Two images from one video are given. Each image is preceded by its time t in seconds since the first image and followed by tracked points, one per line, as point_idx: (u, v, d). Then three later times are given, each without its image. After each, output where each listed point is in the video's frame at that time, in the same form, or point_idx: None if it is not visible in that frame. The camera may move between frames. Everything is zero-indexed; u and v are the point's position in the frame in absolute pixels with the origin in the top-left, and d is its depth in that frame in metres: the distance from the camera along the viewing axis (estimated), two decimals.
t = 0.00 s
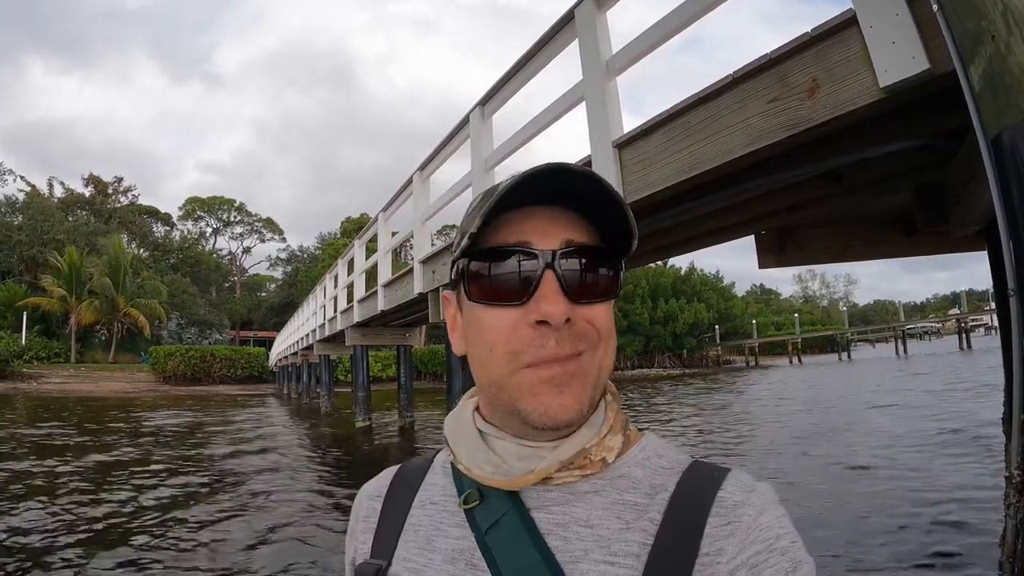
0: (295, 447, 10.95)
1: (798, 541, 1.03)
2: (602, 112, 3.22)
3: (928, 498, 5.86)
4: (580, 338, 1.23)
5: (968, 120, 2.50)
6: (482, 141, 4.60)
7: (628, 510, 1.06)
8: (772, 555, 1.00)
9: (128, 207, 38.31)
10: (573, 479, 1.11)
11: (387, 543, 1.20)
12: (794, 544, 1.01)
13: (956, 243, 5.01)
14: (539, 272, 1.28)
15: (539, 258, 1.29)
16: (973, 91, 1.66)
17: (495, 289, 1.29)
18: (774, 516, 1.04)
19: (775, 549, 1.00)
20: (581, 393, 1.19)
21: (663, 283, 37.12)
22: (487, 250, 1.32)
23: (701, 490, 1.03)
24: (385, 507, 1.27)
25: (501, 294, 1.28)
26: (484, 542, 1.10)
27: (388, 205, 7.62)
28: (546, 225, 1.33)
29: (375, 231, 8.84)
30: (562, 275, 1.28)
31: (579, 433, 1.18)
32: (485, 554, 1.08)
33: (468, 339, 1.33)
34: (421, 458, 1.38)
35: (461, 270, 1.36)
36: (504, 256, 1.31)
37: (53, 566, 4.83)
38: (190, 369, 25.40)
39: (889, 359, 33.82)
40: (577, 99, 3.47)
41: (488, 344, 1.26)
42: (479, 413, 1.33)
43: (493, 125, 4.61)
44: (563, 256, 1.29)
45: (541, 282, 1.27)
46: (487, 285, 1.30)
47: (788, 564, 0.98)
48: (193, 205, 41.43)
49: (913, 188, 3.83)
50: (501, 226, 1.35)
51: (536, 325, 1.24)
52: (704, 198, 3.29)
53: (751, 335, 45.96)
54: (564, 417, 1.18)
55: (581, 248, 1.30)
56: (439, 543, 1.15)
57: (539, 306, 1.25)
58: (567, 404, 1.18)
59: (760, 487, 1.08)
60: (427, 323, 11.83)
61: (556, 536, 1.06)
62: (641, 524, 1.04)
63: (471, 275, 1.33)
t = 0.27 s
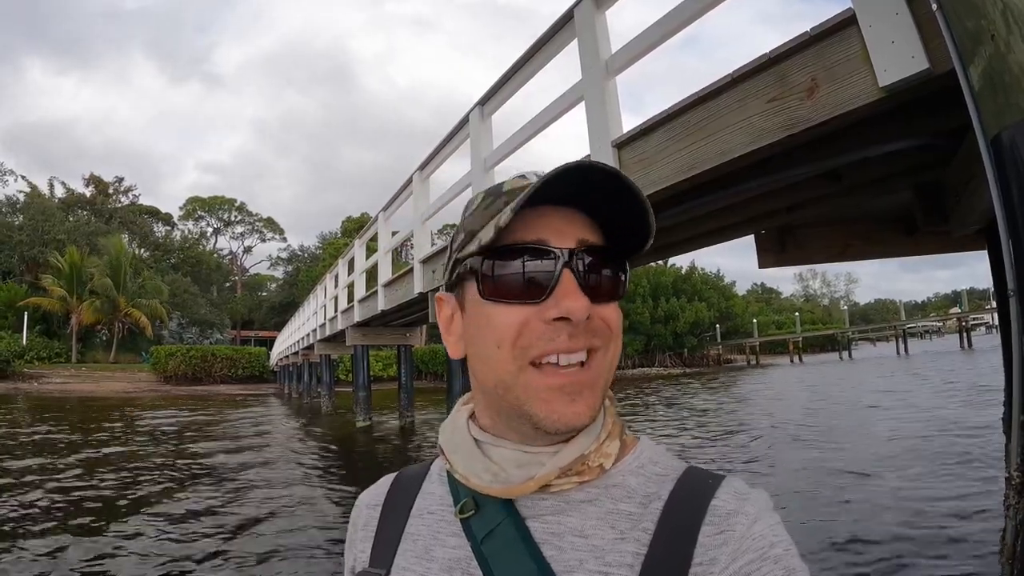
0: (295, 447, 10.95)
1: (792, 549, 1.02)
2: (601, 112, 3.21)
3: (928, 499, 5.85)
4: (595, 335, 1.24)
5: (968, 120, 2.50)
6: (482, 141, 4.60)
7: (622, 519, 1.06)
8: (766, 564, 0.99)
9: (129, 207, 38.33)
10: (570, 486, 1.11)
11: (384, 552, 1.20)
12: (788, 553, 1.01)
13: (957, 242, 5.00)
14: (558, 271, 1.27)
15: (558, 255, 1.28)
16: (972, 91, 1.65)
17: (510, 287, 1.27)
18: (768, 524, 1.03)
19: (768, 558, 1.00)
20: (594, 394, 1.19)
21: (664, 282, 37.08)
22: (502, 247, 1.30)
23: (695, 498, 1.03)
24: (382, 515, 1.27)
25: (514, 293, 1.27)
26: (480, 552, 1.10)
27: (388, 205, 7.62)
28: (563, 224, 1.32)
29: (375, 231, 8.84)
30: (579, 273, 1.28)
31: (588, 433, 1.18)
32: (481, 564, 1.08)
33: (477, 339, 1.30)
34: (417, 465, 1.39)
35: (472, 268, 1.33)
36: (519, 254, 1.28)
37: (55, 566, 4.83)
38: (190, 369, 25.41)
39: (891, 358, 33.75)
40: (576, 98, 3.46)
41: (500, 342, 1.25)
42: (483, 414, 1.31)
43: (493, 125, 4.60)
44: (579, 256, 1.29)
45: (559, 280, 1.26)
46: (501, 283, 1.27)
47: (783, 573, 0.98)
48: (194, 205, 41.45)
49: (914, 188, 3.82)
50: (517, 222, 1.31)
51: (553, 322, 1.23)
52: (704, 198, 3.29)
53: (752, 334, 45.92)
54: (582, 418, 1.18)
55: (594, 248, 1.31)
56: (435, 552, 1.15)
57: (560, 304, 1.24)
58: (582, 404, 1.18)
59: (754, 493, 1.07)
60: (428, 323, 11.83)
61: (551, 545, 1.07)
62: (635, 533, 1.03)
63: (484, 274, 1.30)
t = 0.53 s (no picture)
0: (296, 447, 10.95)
1: (791, 559, 1.02)
2: (602, 112, 3.21)
3: (929, 500, 5.85)
4: (595, 342, 1.24)
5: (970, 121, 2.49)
6: (482, 141, 4.59)
7: (619, 529, 1.06)
8: (763, 573, 0.99)
9: (130, 207, 38.35)
10: (569, 495, 1.11)
11: (383, 562, 1.20)
12: (786, 561, 1.01)
13: (959, 242, 4.99)
14: (560, 277, 1.27)
15: (560, 262, 1.27)
16: (974, 92, 1.65)
17: (511, 293, 1.27)
18: (765, 533, 1.03)
19: (766, 568, 0.99)
20: (594, 404, 1.20)
21: (665, 281, 37.06)
22: (505, 252, 1.29)
23: (691, 505, 1.03)
24: (381, 522, 1.27)
25: (514, 298, 1.26)
26: (478, 561, 1.09)
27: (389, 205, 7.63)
28: (565, 230, 1.32)
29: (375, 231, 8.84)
30: (581, 280, 1.27)
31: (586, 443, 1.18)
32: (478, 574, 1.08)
33: (476, 343, 1.30)
34: (416, 470, 1.38)
35: (474, 271, 1.32)
36: (522, 258, 1.28)
37: (53, 566, 4.83)
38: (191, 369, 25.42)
39: (892, 357, 33.72)
40: (577, 98, 3.46)
41: (499, 348, 1.25)
42: (481, 419, 1.31)
43: (493, 125, 4.60)
44: (583, 262, 1.29)
45: (562, 287, 1.26)
46: (501, 289, 1.27)
47: None
48: (194, 204, 41.46)
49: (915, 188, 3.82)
50: (520, 227, 1.31)
51: (554, 329, 1.23)
52: (705, 198, 3.29)
53: (753, 333, 45.89)
54: (583, 428, 1.18)
55: (597, 254, 1.31)
56: (435, 561, 1.15)
57: (563, 311, 1.24)
58: (583, 414, 1.18)
59: (751, 502, 1.07)
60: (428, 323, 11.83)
61: (548, 555, 1.07)
62: (632, 543, 1.03)
63: (485, 279, 1.30)
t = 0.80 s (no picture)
0: (297, 447, 10.96)
1: (790, 555, 1.02)
2: (602, 112, 3.21)
3: (929, 499, 5.85)
4: (589, 340, 1.24)
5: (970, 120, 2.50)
6: (483, 141, 4.60)
7: (618, 527, 1.06)
8: (762, 569, 1.00)
9: (130, 207, 38.39)
10: (569, 493, 1.11)
11: (384, 560, 1.20)
12: (785, 558, 1.01)
13: (960, 241, 4.99)
14: (555, 275, 1.27)
15: (555, 260, 1.27)
16: (974, 91, 1.65)
17: (508, 290, 1.27)
18: (765, 530, 1.04)
19: (765, 565, 1.00)
20: (587, 403, 1.20)
21: (666, 281, 37.06)
22: (502, 249, 1.29)
23: (691, 503, 1.03)
24: (381, 521, 1.27)
25: (510, 296, 1.27)
26: (478, 560, 1.10)
27: (389, 205, 7.64)
28: (561, 227, 1.31)
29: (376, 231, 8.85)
30: (576, 278, 1.27)
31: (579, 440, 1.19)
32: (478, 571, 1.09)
33: (471, 342, 1.30)
34: (415, 468, 1.39)
35: (471, 266, 1.32)
36: (517, 256, 1.29)
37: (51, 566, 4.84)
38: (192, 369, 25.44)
39: (893, 357, 33.70)
40: (578, 98, 3.46)
41: (494, 346, 1.25)
42: (480, 416, 1.31)
43: (494, 124, 4.61)
44: (578, 260, 1.28)
45: (555, 286, 1.26)
46: (496, 287, 1.28)
47: None
48: (195, 204, 41.48)
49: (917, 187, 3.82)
50: (517, 223, 1.31)
51: (546, 329, 1.23)
52: (706, 198, 3.29)
53: (753, 332, 45.89)
54: (576, 428, 1.18)
55: (593, 252, 1.30)
56: (435, 560, 1.15)
57: (556, 309, 1.24)
58: (576, 413, 1.19)
59: (750, 498, 1.08)
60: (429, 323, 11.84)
61: (547, 552, 1.07)
62: (631, 541, 1.04)
63: (480, 277, 1.31)
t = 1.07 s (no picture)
0: (296, 447, 10.96)
1: (791, 552, 1.03)
2: (602, 110, 3.21)
3: (930, 498, 5.84)
4: (565, 343, 1.21)
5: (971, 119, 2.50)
6: (484, 140, 4.60)
7: (618, 523, 1.06)
8: (762, 567, 1.00)
9: (131, 207, 38.43)
10: (566, 491, 1.11)
11: (383, 557, 1.20)
12: (784, 554, 1.02)
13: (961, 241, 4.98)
14: (529, 272, 1.27)
15: (528, 257, 1.28)
16: (976, 88, 1.65)
17: (485, 290, 1.29)
18: (764, 527, 1.04)
19: (764, 561, 1.00)
20: (564, 403, 1.18)
21: (666, 281, 37.07)
22: (479, 250, 1.32)
23: (691, 500, 1.03)
24: (380, 516, 1.27)
25: (489, 295, 1.28)
26: (476, 555, 1.09)
27: (389, 205, 7.64)
28: (537, 225, 1.32)
29: (375, 231, 8.87)
30: (551, 275, 1.26)
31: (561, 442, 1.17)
32: (476, 567, 1.08)
33: (457, 343, 1.32)
34: (415, 465, 1.39)
35: (452, 268, 1.36)
36: (492, 255, 1.31)
37: (50, 565, 4.84)
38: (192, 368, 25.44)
39: (894, 357, 33.68)
40: (578, 97, 3.46)
41: (475, 347, 1.26)
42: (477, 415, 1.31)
43: (493, 124, 4.60)
44: (553, 256, 1.28)
45: (529, 283, 1.26)
46: (473, 285, 1.30)
47: None
48: (195, 204, 41.47)
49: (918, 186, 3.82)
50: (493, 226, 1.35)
51: (520, 327, 1.22)
52: (707, 196, 3.29)
53: (754, 332, 45.89)
54: (548, 426, 1.17)
55: (571, 249, 1.29)
56: (434, 556, 1.15)
57: (527, 306, 1.24)
58: (551, 411, 1.18)
59: (750, 496, 1.08)
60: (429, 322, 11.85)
61: (546, 549, 1.07)
62: (631, 537, 1.03)
63: (460, 277, 1.34)
